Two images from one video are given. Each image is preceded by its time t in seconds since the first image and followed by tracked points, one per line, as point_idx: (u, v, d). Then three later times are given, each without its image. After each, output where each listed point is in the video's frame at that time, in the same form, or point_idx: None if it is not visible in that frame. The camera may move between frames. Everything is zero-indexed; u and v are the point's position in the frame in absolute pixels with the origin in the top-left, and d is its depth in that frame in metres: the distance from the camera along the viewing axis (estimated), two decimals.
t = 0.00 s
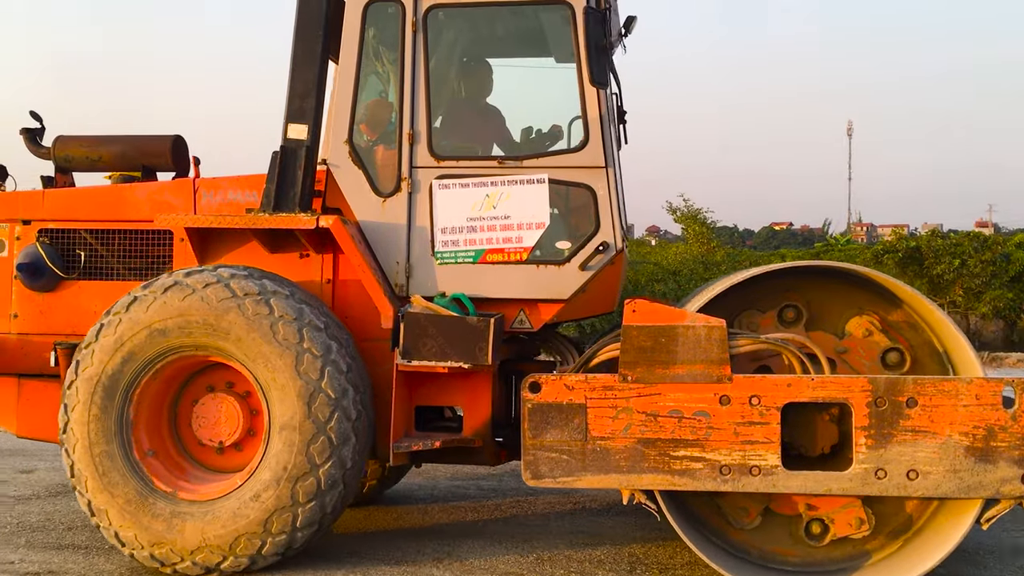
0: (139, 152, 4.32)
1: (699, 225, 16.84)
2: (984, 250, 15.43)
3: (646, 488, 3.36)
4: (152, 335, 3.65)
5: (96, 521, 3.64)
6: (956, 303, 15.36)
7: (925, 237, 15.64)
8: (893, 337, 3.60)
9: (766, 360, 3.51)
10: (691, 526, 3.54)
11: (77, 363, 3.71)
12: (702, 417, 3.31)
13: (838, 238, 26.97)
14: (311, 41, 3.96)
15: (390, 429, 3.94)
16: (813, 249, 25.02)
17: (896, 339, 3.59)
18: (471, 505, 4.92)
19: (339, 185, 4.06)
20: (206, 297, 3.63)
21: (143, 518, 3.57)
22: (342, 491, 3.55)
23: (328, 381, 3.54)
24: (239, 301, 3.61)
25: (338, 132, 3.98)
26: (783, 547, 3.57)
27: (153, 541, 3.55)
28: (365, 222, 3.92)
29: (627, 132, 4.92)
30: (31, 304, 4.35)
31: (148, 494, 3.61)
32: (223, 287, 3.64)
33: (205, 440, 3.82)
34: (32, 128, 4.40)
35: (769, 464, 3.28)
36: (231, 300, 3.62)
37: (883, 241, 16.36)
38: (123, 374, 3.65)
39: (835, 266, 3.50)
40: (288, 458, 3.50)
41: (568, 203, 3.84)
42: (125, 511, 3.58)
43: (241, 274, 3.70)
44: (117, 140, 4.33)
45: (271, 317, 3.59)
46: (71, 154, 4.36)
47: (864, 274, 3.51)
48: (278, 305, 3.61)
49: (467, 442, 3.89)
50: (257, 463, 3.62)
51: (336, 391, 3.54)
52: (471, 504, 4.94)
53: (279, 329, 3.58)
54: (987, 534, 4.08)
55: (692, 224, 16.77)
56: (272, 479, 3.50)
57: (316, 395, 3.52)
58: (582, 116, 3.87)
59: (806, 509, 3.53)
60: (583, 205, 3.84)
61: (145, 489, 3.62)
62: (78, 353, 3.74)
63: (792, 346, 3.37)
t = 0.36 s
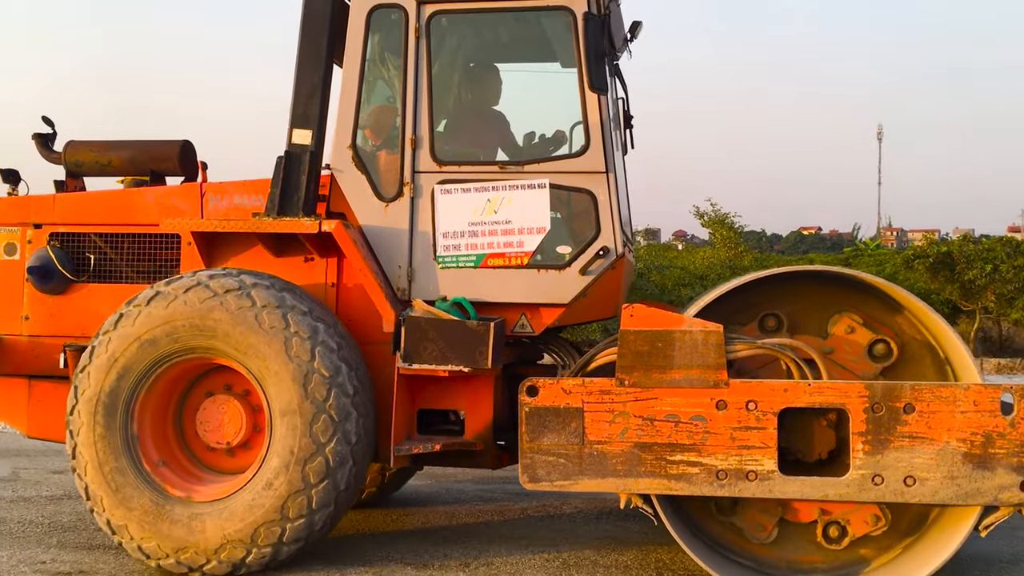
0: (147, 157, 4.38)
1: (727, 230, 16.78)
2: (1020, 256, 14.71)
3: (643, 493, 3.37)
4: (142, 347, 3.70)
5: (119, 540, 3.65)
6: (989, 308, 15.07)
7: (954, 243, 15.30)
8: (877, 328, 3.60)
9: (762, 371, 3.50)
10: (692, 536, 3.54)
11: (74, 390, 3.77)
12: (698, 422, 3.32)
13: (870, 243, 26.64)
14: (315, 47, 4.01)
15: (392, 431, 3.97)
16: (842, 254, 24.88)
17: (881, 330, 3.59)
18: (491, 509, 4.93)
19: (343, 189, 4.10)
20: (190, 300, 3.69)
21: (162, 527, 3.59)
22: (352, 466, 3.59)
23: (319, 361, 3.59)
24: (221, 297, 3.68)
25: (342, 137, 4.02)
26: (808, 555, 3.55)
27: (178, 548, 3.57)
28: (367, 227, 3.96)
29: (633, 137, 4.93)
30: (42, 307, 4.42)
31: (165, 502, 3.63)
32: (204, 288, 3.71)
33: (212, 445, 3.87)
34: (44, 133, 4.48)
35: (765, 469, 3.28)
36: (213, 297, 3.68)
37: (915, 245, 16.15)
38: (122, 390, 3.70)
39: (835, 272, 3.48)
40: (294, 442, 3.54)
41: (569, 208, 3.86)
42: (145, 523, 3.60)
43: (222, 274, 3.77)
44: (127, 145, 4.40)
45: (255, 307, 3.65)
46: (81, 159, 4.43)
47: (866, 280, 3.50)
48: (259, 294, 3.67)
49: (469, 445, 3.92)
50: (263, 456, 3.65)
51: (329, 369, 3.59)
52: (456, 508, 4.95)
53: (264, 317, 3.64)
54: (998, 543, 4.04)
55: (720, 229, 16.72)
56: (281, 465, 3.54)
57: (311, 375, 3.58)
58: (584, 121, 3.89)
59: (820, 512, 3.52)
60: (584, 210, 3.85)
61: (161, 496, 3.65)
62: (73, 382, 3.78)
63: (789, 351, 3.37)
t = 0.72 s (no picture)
0: (155, 161, 4.45)
1: (756, 232, 16.66)
2: None
3: (639, 494, 3.38)
4: (135, 361, 3.75)
5: (146, 554, 3.67)
6: None
7: (988, 244, 14.89)
8: (857, 318, 3.60)
9: (758, 376, 3.49)
10: (698, 544, 3.53)
11: (76, 417, 3.82)
12: (694, 423, 3.32)
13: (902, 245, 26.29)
14: (317, 52, 4.05)
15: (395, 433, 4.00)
16: (873, 256, 24.66)
17: (863, 320, 3.59)
18: (518, 509, 4.98)
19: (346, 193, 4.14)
20: (173, 307, 3.75)
21: (184, 532, 3.61)
22: (357, 439, 3.63)
23: (306, 341, 3.64)
24: (203, 297, 3.75)
25: (344, 140, 4.06)
26: (821, 556, 3.51)
27: (204, 550, 3.59)
28: (369, 230, 4.00)
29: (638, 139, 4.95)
30: (53, 310, 4.49)
31: (182, 508, 3.66)
32: (185, 293, 3.78)
33: (218, 447, 3.91)
34: (55, 138, 4.57)
35: (761, 470, 3.28)
36: (195, 299, 3.75)
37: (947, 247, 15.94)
38: (122, 406, 3.75)
39: (832, 274, 3.48)
40: (296, 425, 3.58)
41: (568, 210, 3.88)
42: (165, 533, 3.63)
43: (201, 277, 3.84)
44: (135, 150, 4.47)
45: (237, 300, 3.72)
46: (91, 164, 4.51)
47: (862, 282, 3.49)
48: (240, 288, 3.74)
49: (469, 446, 3.94)
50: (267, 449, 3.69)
51: (317, 346, 3.64)
52: (476, 508, 5.01)
53: (247, 307, 3.70)
54: (1007, 547, 3.99)
55: (747, 230, 16.63)
56: (288, 448, 3.58)
57: (301, 355, 3.63)
58: (583, 124, 3.91)
59: (832, 512, 3.46)
60: (584, 212, 3.87)
61: (177, 501, 3.68)
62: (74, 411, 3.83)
63: (785, 353, 3.37)
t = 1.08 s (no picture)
0: (163, 162, 4.51)
1: (785, 230, 16.53)
2: None
3: (637, 492, 3.38)
4: (132, 372, 3.81)
5: (174, 559, 3.71)
6: None
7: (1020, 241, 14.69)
8: (839, 310, 3.62)
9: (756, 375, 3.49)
10: (698, 544, 3.53)
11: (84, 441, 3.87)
12: (691, 422, 3.33)
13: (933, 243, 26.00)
14: (320, 53, 4.09)
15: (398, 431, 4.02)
16: (903, 254, 24.38)
17: (845, 310, 3.60)
18: (546, 509, 4.96)
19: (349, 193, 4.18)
20: (159, 313, 3.81)
21: (206, 530, 3.65)
22: (359, 411, 3.68)
23: (291, 322, 3.70)
24: (187, 297, 3.81)
25: (347, 141, 4.10)
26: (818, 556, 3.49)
27: (228, 543, 3.63)
28: (371, 229, 4.03)
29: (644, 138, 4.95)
30: (64, 308, 4.56)
31: (199, 508, 3.70)
32: (168, 299, 3.84)
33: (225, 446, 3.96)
34: (66, 140, 4.65)
35: (759, 469, 3.28)
36: (179, 301, 3.81)
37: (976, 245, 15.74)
38: (127, 418, 3.81)
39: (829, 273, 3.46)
40: (297, 406, 3.63)
41: (569, 209, 3.89)
42: (187, 535, 3.67)
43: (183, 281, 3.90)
44: (144, 150, 4.53)
45: (219, 294, 3.78)
46: (100, 164, 4.58)
47: (860, 281, 3.47)
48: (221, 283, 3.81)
49: (471, 444, 3.96)
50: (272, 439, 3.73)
51: (303, 325, 3.70)
52: (484, 507, 5.03)
53: (231, 299, 3.76)
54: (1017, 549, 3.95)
55: (776, 229, 16.50)
56: (293, 429, 3.62)
57: (290, 336, 3.68)
58: (583, 123, 3.93)
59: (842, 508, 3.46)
60: (584, 212, 3.88)
61: (194, 501, 3.73)
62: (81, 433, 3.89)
63: (782, 351, 3.37)
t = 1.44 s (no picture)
0: (171, 163, 4.58)
1: (813, 231, 16.43)
2: None
3: (632, 492, 3.40)
4: (130, 383, 3.88)
5: (201, 560, 3.73)
6: None
7: None
8: (813, 306, 3.64)
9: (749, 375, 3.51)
10: (692, 543, 3.54)
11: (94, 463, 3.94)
12: (686, 422, 3.35)
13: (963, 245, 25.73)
14: (324, 57, 4.15)
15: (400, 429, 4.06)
16: (933, 254, 24.12)
17: (820, 305, 3.62)
18: (556, 509, 4.99)
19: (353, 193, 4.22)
20: (147, 323, 3.89)
21: (225, 524, 3.68)
22: (355, 381, 3.73)
23: (275, 305, 3.78)
24: (171, 303, 3.89)
25: (350, 142, 4.14)
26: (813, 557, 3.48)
27: (249, 532, 3.65)
28: (373, 230, 4.07)
29: (649, 139, 4.96)
30: (75, 307, 4.64)
31: (215, 504, 3.74)
32: (153, 309, 3.92)
33: (231, 446, 4.02)
34: (77, 141, 4.73)
35: (752, 470, 3.29)
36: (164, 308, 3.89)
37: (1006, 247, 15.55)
38: (132, 430, 3.87)
39: (827, 275, 3.45)
40: (293, 386, 3.69)
41: (569, 210, 3.92)
42: (206, 533, 3.70)
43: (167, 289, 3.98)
44: (152, 152, 4.60)
45: (201, 293, 3.86)
46: (110, 165, 4.66)
47: (857, 284, 3.46)
48: (202, 283, 3.89)
49: (471, 443, 3.99)
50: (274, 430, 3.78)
51: (285, 306, 3.77)
52: (488, 506, 5.06)
53: (214, 295, 3.84)
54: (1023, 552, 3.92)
55: (804, 229, 16.39)
56: (292, 410, 3.68)
57: (275, 320, 3.76)
58: (583, 125, 3.95)
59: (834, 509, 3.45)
60: (583, 213, 3.91)
61: (210, 498, 3.76)
62: (92, 456, 3.94)
63: (777, 353, 3.38)
